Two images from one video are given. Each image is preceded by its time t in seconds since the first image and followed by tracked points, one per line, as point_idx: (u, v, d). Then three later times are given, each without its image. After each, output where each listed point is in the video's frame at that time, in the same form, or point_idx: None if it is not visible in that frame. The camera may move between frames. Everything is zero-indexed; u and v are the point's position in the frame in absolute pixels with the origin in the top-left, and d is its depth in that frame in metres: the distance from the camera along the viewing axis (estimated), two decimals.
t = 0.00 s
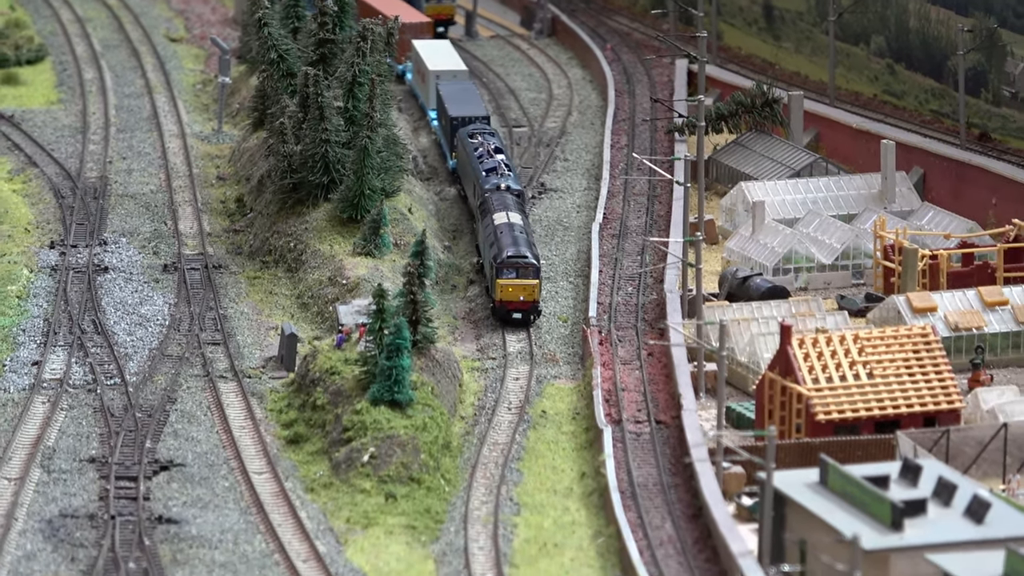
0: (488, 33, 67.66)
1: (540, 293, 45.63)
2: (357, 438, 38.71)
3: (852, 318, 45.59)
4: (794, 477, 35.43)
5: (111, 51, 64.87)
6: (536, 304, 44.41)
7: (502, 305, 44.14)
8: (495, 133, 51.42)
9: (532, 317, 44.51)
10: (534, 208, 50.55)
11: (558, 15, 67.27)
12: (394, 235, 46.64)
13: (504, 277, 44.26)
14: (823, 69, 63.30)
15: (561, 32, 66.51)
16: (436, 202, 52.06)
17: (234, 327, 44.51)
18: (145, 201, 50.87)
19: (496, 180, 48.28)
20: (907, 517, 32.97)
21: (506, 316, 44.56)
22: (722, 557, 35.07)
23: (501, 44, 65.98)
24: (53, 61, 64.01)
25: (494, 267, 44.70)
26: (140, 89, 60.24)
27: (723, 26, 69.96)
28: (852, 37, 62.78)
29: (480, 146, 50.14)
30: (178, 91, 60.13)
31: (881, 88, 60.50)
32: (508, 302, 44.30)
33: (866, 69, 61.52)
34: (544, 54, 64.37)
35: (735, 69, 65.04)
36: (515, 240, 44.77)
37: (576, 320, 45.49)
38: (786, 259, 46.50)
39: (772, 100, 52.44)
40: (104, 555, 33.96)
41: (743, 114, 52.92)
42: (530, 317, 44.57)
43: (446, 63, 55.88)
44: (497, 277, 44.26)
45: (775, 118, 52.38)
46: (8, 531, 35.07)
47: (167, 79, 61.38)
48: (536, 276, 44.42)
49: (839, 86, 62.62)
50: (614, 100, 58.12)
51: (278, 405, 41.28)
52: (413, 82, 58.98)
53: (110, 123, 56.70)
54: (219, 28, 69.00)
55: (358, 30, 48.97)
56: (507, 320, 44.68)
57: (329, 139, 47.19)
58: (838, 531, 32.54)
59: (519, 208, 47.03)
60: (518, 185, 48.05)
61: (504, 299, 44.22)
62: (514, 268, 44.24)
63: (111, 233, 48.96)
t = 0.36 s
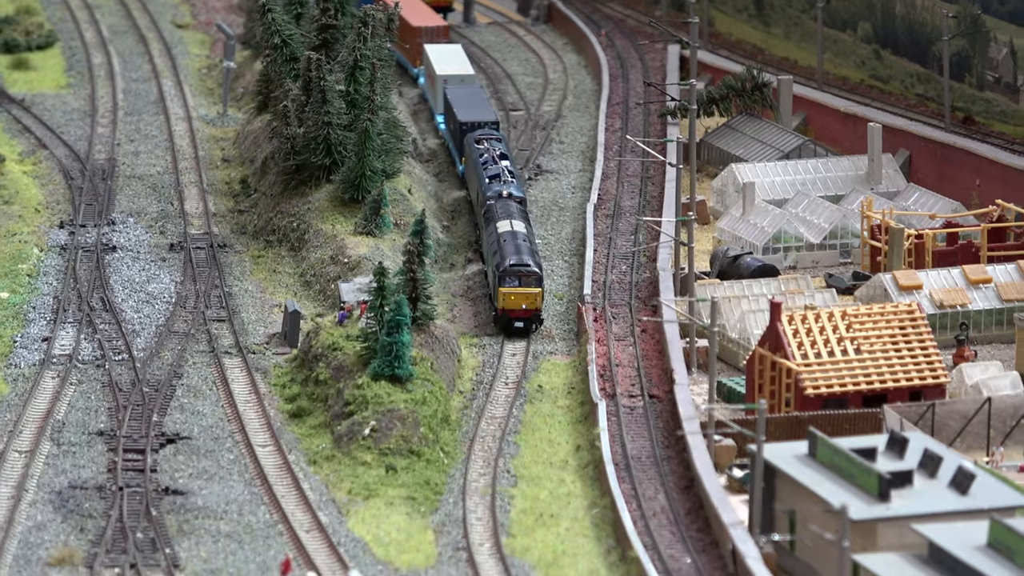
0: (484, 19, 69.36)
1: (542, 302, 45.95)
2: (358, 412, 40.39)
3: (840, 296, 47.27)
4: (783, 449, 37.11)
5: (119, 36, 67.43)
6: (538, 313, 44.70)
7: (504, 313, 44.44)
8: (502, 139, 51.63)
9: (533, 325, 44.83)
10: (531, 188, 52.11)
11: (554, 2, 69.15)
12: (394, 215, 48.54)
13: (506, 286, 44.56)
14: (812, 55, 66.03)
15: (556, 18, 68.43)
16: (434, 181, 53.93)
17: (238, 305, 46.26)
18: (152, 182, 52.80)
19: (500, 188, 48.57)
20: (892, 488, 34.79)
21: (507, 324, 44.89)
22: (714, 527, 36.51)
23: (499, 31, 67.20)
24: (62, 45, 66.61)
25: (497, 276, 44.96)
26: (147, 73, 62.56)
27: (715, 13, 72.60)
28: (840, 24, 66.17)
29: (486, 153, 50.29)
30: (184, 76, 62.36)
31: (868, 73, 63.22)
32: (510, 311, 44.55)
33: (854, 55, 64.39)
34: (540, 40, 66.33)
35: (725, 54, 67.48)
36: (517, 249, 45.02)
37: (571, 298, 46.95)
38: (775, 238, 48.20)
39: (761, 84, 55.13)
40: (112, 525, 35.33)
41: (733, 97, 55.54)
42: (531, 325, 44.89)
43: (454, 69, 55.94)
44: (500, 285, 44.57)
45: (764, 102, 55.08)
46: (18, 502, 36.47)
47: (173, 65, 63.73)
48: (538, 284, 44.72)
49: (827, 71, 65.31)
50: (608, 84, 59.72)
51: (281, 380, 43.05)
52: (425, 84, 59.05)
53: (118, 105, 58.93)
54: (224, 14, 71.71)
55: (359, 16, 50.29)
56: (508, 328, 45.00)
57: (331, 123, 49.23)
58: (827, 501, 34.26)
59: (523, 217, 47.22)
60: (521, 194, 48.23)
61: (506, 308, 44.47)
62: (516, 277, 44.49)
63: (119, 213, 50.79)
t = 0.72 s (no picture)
0: (484, 6, 71.97)
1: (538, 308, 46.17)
2: (360, 383, 41.86)
3: (829, 271, 48.88)
4: (773, 419, 38.78)
5: (127, 21, 69.92)
6: (532, 318, 44.93)
7: (498, 317, 44.73)
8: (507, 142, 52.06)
9: (527, 329, 45.05)
10: (528, 167, 53.82)
11: None
12: (395, 193, 50.05)
13: (501, 290, 44.89)
14: (801, 38, 67.81)
15: (552, 2, 70.49)
16: (434, 160, 55.59)
17: (244, 281, 47.95)
18: (160, 161, 54.81)
19: (505, 192, 48.92)
20: (879, 457, 36.43)
21: (500, 329, 45.12)
22: (706, 496, 37.87)
23: (496, 13, 70.30)
24: (72, 30, 69.13)
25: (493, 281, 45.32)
26: (154, 56, 64.93)
27: None
28: (828, 6, 67.49)
29: (491, 157, 50.72)
30: (190, 59, 64.68)
31: (856, 56, 65.16)
32: (503, 315, 44.82)
33: (842, 37, 66.20)
34: (535, 24, 68.45)
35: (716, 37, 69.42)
36: (515, 253, 45.51)
37: (567, 273, 48.52)
38: (766, 216, 50.00)
39: (751, 65, 56.81)
40: (121, 494, 36.84)
41: (725, 78, 56.87)
42: (525, 330, 45.09)
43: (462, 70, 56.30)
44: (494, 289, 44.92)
45: (755, 81, 56.95)
46: (30, 472, 38.01)
47: (180, 48, 66.06)
48: (533, 289, 45.03)
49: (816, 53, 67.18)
50: (603, 67, 61.66)
51: (285, 353, 44.69)
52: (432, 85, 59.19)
53: (126, 88, 61.24)
54: None
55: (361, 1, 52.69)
56: (501, 333, 45.23)
57: (333, 103, 50.74)
58: (816, 469, 35.88)
59: (525, 222, 47.52)
60: (524, 199, 48.68)
61: (501, 312, 44.77)
62: (511, 281, 44.93)
63: (127, 192, 52.76)
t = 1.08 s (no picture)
0: None
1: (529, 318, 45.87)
2: (365, 358, 43.41)
3: (821, 249, 50.47)
4: (767, 392, 40.18)
5: (138, 6, 72.04)
6: (520, 327, 44.61)
7: (486, 326, 44.49)
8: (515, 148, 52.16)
9: (515, 338, 44.74)
10: (527, 148, 55.48)
11: None
12: (398, 174, 51.66)
13: (489, 299, 44.62)
14: (794, 23, 68.97)
15: None
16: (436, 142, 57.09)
17: (251, 259, 49.60)
18: (169, 142, 56.71)
19: (513, 199, 48.92)
20: (870, 430, 37.87)
21: (489, 337, 44.86)
22: (701, 467, 39.12)
23: None
24: (83, 15, 71.33)
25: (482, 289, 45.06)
26: (164, 40, 66.98)
27: None
28: None
29: (501, 164, 50.78)
30: (199, 42, 66.70)
31: (847, 40, 66.36)
32: (492, 324, 44.57)
33: (832, 22, 67.24)
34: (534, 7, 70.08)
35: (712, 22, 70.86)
36: (505, 262, 45.14)
37: (566, 252, 50.01)
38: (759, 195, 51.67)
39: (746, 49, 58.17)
40: (132, 466, 38.43)
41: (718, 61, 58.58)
42: (513, 339, 44.76)
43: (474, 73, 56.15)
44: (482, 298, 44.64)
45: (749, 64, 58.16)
46: (44, 445, 39.59)
47: (189, 32, 68.06)
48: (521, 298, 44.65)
49: (808, 38, 68.33)
50: (600, 50, 63.12)
51: (292, 329, 46.27)
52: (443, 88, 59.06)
53: (136, 71, 63.28)
54: None
55: None
56: (490, 342, 44.98)
57: (338, 86, 52.50)
58: (809, 442, 37.29)
59: (527, 230, 47.38)
60: (532, 206, 48.64)
61: (489, 321, 44.52)
62: (499, 290, 44.59)
63: (138, 171, 54.64)
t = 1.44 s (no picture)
0: None
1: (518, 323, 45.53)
2: (368, 329, 44.92)
3: (812, 223, 51.95)
4: (759, 361, 41.78)
5: None
6: (507, 333, 44.33)
7: (472, 331, 44.27)
8: (520, 150, 52.03)
9: (503, 343, 44.50)
10: (527, 125, 57.06)
11: None
12: (401, 149, 53.30)
13: (475, 304, 44.31)
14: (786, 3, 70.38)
15: None
16: (438, 119, 58.72)
17: (258, 233, 51.31)
18: (178, 120, 58.68)
19: (514, 202, 48.82)
20: (860, 398, 39.41)
21: (476, 343, 44.65)
22: (696, 434, 40.54)
23: None
24: None
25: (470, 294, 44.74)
26: (173, 21, 69.18)
27: None
28: None
29: (504, 166, 50.61)
30: (207, 23, 68.90)
31: (837, 20, 67.64)
32: (478, 329, 44.32)
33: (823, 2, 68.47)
34: None
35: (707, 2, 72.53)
36: (494, 268, 44.71)
37: (564, 226, 51.53)
38: (752, 170, 53.18)
39: (738, 29, 61.86)
40: (142, 434, 39.91)
41: (713, 42, 62.27)
42: (500, 345, 44.50)
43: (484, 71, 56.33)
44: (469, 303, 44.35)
45: (742, 46, 61.75)
46: (56, 413, 41.08)
47: (196, 13, 70.17)
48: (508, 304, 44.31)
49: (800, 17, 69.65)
50: (597, 30, 64.77)
51: (297, 301, 47.88)
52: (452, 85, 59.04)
53: (146, 51, 65.38)
54: None
55: None
56: (478, 347, 44.78)
57: (342, 64, 54.26)
58: (800, 409, 38.91)
59: (521, 234, 47.06)
60: (533, 209, 48.37)
61: (475, 327, 44.24)
62: (485, 296, 44.21)
63: (148, 148, 56.58)
